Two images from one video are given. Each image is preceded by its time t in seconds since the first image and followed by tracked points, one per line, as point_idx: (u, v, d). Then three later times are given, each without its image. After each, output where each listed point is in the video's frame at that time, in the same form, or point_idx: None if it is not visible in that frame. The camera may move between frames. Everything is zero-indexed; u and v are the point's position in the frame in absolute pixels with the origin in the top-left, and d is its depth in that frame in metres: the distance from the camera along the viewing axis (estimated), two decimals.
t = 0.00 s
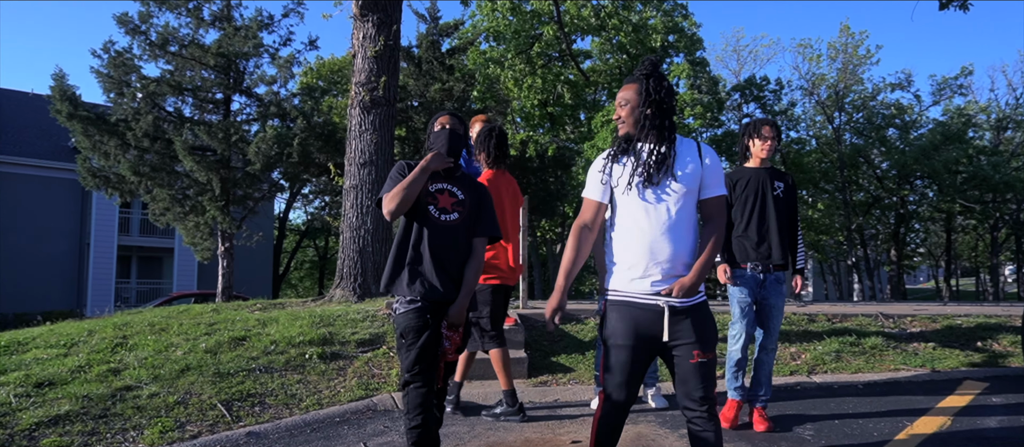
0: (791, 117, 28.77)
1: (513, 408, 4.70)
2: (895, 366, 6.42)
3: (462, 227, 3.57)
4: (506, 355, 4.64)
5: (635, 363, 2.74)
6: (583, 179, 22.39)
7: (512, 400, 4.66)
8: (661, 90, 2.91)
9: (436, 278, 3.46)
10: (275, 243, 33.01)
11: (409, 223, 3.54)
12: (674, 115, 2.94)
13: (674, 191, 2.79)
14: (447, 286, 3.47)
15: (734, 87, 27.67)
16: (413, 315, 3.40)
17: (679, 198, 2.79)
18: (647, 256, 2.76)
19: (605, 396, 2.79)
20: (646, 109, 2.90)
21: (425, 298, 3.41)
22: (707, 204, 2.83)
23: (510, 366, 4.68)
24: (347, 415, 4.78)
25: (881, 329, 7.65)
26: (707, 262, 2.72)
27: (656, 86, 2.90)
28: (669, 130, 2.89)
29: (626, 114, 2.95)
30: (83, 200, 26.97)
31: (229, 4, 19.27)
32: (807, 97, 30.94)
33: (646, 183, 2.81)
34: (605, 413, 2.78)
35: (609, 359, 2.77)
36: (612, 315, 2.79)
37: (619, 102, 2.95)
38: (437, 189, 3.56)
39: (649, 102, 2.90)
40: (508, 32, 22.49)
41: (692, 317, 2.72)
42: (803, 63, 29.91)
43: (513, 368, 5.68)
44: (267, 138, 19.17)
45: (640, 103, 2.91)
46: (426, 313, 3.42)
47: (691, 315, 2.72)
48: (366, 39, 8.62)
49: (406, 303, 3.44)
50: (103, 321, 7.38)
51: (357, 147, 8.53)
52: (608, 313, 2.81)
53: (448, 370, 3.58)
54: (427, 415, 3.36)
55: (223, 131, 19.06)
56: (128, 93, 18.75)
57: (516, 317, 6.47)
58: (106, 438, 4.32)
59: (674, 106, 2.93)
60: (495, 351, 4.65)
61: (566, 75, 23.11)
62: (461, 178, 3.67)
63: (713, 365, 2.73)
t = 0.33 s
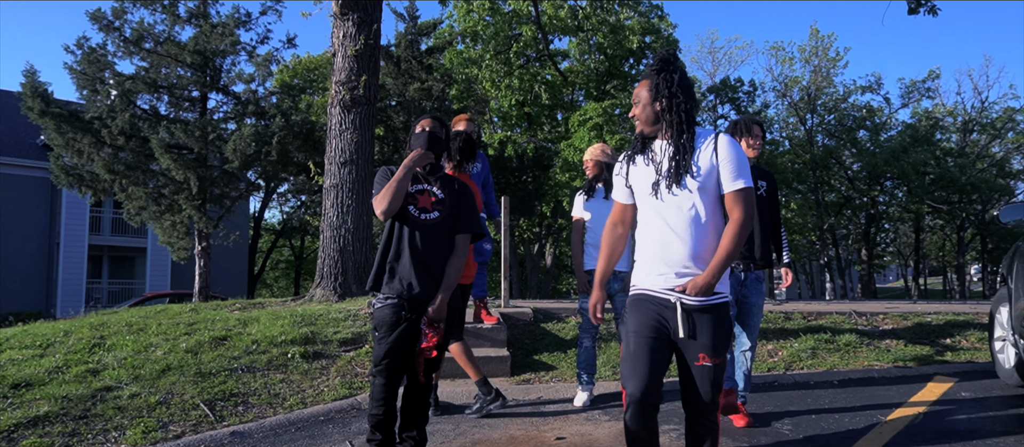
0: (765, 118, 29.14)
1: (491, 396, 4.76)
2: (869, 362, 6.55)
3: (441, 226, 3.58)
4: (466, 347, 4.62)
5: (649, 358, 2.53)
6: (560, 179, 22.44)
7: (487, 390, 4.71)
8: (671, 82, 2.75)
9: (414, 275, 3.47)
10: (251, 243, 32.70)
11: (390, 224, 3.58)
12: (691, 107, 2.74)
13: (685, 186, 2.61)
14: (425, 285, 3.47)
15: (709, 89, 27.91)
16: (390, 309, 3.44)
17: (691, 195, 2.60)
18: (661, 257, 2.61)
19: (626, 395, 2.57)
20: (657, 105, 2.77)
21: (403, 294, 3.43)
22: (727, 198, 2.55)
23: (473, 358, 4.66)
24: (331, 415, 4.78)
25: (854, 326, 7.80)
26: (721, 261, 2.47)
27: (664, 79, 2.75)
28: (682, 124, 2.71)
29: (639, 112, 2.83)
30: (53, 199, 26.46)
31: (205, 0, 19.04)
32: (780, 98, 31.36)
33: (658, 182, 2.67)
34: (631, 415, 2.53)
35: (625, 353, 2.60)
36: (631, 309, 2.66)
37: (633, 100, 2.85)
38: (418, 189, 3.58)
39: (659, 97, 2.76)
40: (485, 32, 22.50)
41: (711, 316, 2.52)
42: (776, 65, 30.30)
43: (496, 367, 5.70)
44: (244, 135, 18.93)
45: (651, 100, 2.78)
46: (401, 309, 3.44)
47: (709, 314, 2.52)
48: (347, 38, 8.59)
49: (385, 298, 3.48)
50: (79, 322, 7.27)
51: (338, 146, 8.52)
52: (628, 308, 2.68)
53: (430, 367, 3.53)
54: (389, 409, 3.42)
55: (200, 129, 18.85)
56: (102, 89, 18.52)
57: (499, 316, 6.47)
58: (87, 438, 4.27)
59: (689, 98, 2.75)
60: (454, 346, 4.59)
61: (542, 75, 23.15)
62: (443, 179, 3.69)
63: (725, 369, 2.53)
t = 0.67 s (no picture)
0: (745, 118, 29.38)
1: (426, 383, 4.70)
2: (849, 358, 6.63)
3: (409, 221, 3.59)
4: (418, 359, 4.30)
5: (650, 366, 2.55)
6: (542, 177, 22.47)
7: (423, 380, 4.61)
8: (664, 79, 2.74)
9: (384, 271, 3.57)
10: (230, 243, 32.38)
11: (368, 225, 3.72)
12: (683, 104, 2.73)
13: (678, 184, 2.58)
14: (391, 280, 3.55)
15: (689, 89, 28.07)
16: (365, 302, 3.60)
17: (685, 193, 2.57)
18: (658, 259, 2.58)
19: (638, 403, 2.58)
20: (649, 102, 2.76)
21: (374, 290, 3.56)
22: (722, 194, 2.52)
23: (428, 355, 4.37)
24: (317, 412, 4.76)
25: (835, 323, 7.89)
26: (716, 259, 2.44)
27: (655, 77, 2.75)
28: (673, 121, 2.70)
29: (631, 110, 2.83)
30: (27, 197, 26.02)
31: None
32: (760, 99, 31.62)
33: (653, 181, 2.66)
34: (646, 427, 2.57)
35: (628, 360, 2.61)
36: (627, 314, 2.64)
37: (626, 100, 2.84)
38: (389, 189, 3.68)
39: (651, 94, 2.75)
40: (468, 31, 22.49)
41: (710, 318, 2.49)
42: (755, 66, 30.56)
43: (482, 364, 5.69)
44: (226, 133, 18.74)
45: (642, 97, 2.78)
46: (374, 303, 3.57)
47: (708, 316, 2.49)
48: (331, 36, 8.54)
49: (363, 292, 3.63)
50: (58, 321, 7.15)
51: (321, 144, 8.48)
52: (625, 313, 2.66)
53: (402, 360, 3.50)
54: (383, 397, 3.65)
55: (181, 127, 18.68)
56: (80, 86, 18.31)
57: (485, 314, 6.44)
58: (70, 438, 4.21)
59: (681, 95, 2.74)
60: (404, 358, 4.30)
61: (524, 76, 23.22)
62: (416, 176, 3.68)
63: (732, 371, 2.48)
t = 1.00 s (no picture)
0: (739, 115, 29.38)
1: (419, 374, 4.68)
2: (845, 352, 6.63)
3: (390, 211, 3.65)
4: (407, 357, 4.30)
5: (662, 358, 2.55)
6: (536, 174, 22.46)
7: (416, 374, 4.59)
8: (684, 59, 2.65)
9: (369, 261, 3.66)
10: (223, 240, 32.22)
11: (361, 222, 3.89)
12: (705, 85, 2.65)
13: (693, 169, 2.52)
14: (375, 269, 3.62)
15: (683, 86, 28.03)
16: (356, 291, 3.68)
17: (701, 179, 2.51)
18: (673, 248, 2.56)
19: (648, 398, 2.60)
20: (670, 83, 2.68)
21: (361, 280, 3.65)
22: (737, 182, 2.44)
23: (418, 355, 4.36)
24: (313, 407, 4.73)
25: (830, 318, 7.89)
26: (731, 251, 2.37)
27: (676, 57, 2.66)
28: (693, 103, 2.62)
29: (651, 91, 2.75)
30: (18, 194, 25.83)
31: None
32: (753, 96, 31.62)
33: (670, 167, 2.61)
34: (656, 418, 2.57)
35: (642, 356, 2.61)
36: (644, 309, 2.65)
37: (647, 81, 2.77)
38: (374, 186, 3.79)
39: (673, 74, 2.68)
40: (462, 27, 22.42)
41: (724, 309, 2.42)
42: (748, 64, 30.57)
43: (478, 359, 5.66)
44: (220, 129, 18.63)
45: (664, 78, 2.70)
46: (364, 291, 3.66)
47: (721, 308, 2.42)
48: (325, 30, 8.47)
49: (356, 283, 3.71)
50: (49, 317, 7.08)
51: (315, 139, 8.43)
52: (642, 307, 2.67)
53: (392, 340, 3.50)
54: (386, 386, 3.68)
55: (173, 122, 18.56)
56: (70, 80, 18.17)
57: (480, 308, 6.41)
58: (62, 433, 4.16)
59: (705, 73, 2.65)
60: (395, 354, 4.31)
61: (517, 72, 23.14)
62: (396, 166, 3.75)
63: (747, 366, 2.41)
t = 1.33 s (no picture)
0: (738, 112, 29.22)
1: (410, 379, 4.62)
2: (846, 350, 6.58)
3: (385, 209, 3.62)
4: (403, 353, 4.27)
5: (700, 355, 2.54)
6: (534, 172, 22.43)
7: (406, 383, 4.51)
8: (730, 47, 2.58)
9: (371, 257, 3.62)
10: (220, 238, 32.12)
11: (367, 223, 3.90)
12: (754, 71, 2.55)
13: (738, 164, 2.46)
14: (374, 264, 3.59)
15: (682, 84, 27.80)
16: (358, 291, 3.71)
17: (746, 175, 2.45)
18: (721, 248, 2.53)
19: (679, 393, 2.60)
20: (718, 76, 2.62)
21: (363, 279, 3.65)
22: (778, 178, 2.31)
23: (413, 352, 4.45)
24: (308, 406, 4.67)
25: (830, 315, 7.85)
26: (767, 251, 2.27)
27: (722, 45, 2.59)
28: (740, 92, 2.56)
29: (705, 84, 2.70)
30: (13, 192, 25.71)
31: None
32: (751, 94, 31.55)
33: (718, 161, 2.57)
34: (681, 415, 2.57)
35: (684, 351, 2.63)
36: (692, 305, 2.65)
37: (700, 73, 2.73)
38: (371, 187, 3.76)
39: (720, 64, 2.62)
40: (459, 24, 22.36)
41: (766, 312, 2.37)
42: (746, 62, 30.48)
43: (475, 358, 5.60)
44: (215, 126, 18.56)
45: (712, 71, 2.64)
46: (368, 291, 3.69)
47: (763, 311, 2.38)
48: (321, 26, 8.40)
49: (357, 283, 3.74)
50: (43, 315, 7.01)
51: (311, 136, 8.36)
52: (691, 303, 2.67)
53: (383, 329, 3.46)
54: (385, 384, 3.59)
55: (168, 119, 18.48)
56: (64, 77, 18.09)
57: (478, 307, 6.36)
58: (54, 432, 4.10)
59: (756, 59, 2.55)
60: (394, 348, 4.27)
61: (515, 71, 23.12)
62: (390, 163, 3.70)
63: (787, 373, 2.37)
